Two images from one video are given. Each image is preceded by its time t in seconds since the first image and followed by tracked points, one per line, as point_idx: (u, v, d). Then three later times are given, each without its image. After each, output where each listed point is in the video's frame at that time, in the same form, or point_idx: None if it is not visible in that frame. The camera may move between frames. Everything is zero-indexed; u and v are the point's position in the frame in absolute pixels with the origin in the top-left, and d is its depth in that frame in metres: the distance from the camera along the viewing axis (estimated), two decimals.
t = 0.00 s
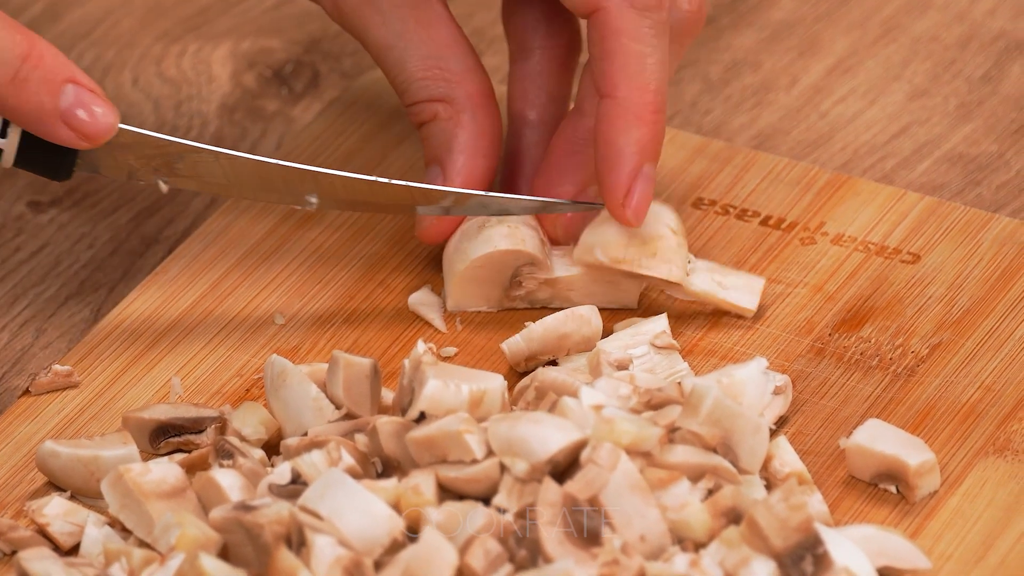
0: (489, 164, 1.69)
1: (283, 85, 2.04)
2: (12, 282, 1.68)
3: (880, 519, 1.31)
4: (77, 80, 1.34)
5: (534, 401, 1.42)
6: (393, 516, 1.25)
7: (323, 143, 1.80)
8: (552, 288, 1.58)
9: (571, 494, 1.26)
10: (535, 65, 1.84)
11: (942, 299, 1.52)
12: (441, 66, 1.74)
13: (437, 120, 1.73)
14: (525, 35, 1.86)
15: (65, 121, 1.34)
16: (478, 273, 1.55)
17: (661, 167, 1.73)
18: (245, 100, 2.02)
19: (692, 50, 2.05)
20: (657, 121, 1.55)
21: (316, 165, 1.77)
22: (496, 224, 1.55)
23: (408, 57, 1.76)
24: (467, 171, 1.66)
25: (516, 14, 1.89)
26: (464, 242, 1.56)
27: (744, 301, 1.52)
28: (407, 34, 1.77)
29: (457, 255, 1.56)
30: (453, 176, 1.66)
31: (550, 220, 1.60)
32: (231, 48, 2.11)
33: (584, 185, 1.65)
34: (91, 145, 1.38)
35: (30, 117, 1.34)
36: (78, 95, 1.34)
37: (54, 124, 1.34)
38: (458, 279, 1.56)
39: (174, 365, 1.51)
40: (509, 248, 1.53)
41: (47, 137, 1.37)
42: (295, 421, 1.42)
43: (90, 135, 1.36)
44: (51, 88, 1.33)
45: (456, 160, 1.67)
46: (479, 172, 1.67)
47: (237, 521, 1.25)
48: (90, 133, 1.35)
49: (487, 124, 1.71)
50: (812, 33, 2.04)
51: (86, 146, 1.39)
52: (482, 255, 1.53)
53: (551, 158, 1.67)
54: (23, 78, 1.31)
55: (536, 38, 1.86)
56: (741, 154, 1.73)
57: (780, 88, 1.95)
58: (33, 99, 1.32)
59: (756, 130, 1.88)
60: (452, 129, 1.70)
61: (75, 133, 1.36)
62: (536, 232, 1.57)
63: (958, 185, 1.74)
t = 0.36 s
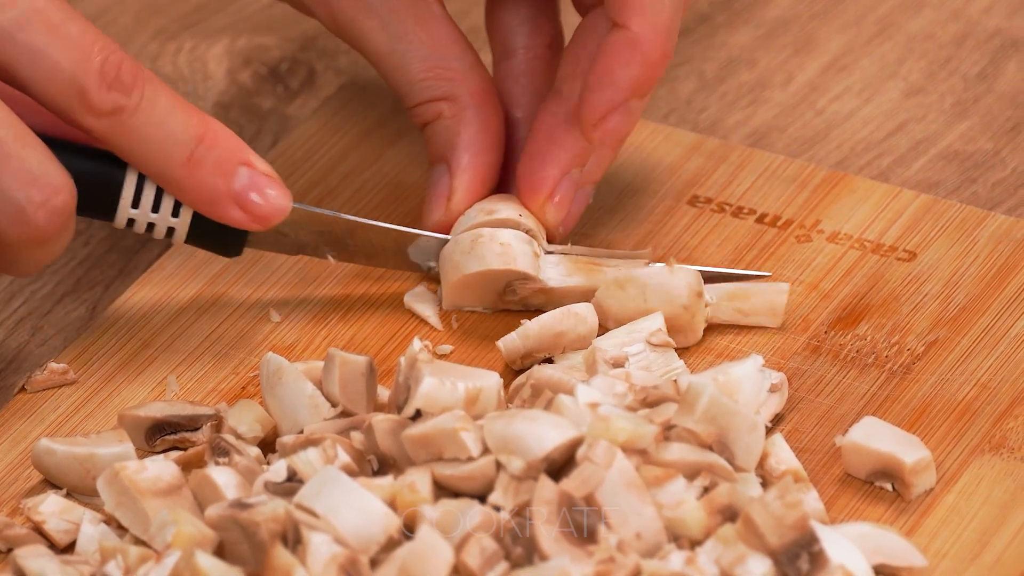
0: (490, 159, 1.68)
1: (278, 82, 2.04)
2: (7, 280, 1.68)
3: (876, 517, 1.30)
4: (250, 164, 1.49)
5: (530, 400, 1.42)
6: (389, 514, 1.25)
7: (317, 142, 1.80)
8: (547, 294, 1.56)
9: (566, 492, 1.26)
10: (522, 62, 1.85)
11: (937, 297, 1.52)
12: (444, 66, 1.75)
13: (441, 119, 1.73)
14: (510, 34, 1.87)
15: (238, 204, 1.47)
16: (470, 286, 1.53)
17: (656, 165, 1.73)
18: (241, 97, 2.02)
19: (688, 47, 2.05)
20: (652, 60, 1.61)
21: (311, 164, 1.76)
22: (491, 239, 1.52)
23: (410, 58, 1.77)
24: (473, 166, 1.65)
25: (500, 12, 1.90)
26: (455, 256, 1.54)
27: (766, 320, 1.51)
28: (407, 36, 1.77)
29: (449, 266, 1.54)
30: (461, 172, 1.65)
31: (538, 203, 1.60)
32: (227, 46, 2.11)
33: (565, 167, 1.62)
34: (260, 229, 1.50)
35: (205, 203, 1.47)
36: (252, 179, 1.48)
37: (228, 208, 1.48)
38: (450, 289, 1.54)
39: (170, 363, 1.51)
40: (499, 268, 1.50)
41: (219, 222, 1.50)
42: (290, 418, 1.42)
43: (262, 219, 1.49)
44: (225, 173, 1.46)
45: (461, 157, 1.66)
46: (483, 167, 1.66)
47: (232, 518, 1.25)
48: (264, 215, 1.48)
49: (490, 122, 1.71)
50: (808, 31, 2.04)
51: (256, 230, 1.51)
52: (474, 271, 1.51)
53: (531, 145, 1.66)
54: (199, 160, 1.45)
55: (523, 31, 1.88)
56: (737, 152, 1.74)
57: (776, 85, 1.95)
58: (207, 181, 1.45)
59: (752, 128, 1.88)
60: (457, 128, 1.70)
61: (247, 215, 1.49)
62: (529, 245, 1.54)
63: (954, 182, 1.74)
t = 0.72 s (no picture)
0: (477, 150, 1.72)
1: (274, 80, 2.04)
2: (3, 278, 1.68)
3: (871, 514, 1.30)
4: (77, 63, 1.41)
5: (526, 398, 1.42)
6: (385, 511, 1.25)
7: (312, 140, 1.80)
8: (528, 296, 1.56)
9: (562, 490, 1.26)
10: (496, 44, 1.86)
11: (933, 295, 1.52)
12: (420, 58, 1.74)
13: (422, 112, 1.73)
14: (481, 18, 1.88)
15: (65, 103, 1.40)
16: (454, 288, 1.51)
17: (652, 163, 1.73)
18: (237, 95, 2.02)
19: (684, 44, 2.05)
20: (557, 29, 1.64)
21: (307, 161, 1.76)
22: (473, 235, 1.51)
23: (385, 53, 1.75)
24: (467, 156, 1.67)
25: None
26: (439, 256, 1.52)
27: (761, 317, 1.50)
28: (381, 31, 1.76)
29: (432, 268, 1.52)
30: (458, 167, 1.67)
31: (539, 199, 1.62)
32: (223, 43, 2.11)
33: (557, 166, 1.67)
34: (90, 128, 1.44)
35: (32, 99, 1.40)
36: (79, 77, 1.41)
37: (55, 106, 1.40)
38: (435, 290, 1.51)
39: (166, 360, 1.51)
40: (487, 263, 1.50)
41: (48, 120, 1.43)
42: (286, 416, 1.42)
43: (90, 117, 1.43)
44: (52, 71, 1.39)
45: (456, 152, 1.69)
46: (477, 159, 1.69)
47: (228, 516, 1.24)
48: (90, 114, 1.41)
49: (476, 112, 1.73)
50: (804, 29, 2.04)
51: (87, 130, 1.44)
52: (460, 269, 1.49)
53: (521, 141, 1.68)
54: (25, 59, 1.38)
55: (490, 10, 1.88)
56: (733, 150, 1.74)
57: (772, 83, 1.95)
58: (33, 80, 1.38)
59: (748, 125, 1.87)
60: (442, 119, 1.71)
61: (74, 114, 1.42)
62: (512, 243, 1.53)
63: (950, 180, 1.74)
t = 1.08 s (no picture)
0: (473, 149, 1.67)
1: (270, 78, 2.04)
2: None
3: (867, 512, 1.30)
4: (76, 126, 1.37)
5: (522, 394, 1.42)
6: (381, 509, 1.25)
7: (308, 137, 1.80)
8: (525, 293, 1.55)
9: (558, 488, 1.26)
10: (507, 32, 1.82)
11: (929, 292, 1.52)
12: (407, 61, 1.74)
13: (411, 116, 1.74)
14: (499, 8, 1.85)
15: (64, 165, 1.37)
16: (451, 284, 1.52)
17: (648, 160, 1.73)
18: (233, 93, 2.02)
19: (680, 42, 2.05)
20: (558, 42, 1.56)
21: (302, 160, 1.77)
22: (468, 233, 1.52)
23: (377, 55, 1.77)
24: (450, 158, 1.65)
25: None
26: (434, 253, 1.52)
27: (756, 315, 1.51)
28: (369, 35, 1.77)
29: (429, 265, 1.52)
30: (441, 165, 1.64)
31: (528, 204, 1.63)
32: (218, 41, 2.11)
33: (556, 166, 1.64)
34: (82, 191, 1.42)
35: (28, 163, 1.37)
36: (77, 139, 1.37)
37: (51, 169, 1.38)
38: (430, 289, 1.52)
39: (161, 358, 1.51)
40: (484, 258, 1.50)
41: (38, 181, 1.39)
42: (283, 414, 1.42)
43: (85, 180, 1.41)
44: (51, 133, 1.35)
45: (439, 152, 1.66)
46: (465, 157, 1.65)
47: (224, 514, 1.24)
48: (85, 177, 1.39)
49: (465, 109, 1.70)
50: (799, 26, 2.04)
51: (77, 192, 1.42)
52: (458, 265, 1.50)
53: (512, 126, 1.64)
54: (27, 124, 1.34)
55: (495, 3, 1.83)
56: (728, 147, 1.74)
57: (767, 81, 1.95)
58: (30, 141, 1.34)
59: (743, 123, 1.88)
60: (428, 124, 1.71)
61: (71, 177, 1.39)
62: (509, 241, 1.54)
63: (946, 177, 1.74)
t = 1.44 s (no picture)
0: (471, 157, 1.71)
1: (266, 75, 2.04)
2: None
3: (863, 509, 1.31)
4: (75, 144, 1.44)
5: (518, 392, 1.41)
6: (376, 507, 1.25)
7: (304, 135, 1.80)
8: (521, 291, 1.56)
9: (554, 486, 1.26)
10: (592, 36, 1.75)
11: (925, 290, 1.52)
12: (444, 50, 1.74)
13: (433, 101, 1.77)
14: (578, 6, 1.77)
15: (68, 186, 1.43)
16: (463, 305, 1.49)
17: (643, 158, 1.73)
18: (228, 90, 2.02)
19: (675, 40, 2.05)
20: (470, 99, 1.40)
21: (298, 158, 1.77)
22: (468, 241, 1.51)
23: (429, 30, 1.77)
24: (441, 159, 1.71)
25: None
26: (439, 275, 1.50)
27: (752, 312, 1.51)
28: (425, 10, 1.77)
29: (437, 290, 1.49)
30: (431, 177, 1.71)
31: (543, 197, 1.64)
32: (214, 39, 2.11)
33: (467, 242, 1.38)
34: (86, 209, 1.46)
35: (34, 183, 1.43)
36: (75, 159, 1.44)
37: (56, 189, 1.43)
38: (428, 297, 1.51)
39: (157, 356, 1.51)
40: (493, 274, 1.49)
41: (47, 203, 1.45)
42: (279, 413, 1.42)
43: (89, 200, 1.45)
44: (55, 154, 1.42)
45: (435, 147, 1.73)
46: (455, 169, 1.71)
47: (219, 511, 1.24)
48: (90, 196, 1.44)
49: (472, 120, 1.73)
50: (795, 24, 2.04)
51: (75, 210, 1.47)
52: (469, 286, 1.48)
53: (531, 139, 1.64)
54: (27, 144, 1.41)
55: None
56: (724, 145, 1.74)
57: (763, 79, 1.95)
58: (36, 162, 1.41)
59: (739, 121, 1.88)
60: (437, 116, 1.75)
61: (75, 197, 1.44)
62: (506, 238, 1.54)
63: (941, 175, 1.74)
